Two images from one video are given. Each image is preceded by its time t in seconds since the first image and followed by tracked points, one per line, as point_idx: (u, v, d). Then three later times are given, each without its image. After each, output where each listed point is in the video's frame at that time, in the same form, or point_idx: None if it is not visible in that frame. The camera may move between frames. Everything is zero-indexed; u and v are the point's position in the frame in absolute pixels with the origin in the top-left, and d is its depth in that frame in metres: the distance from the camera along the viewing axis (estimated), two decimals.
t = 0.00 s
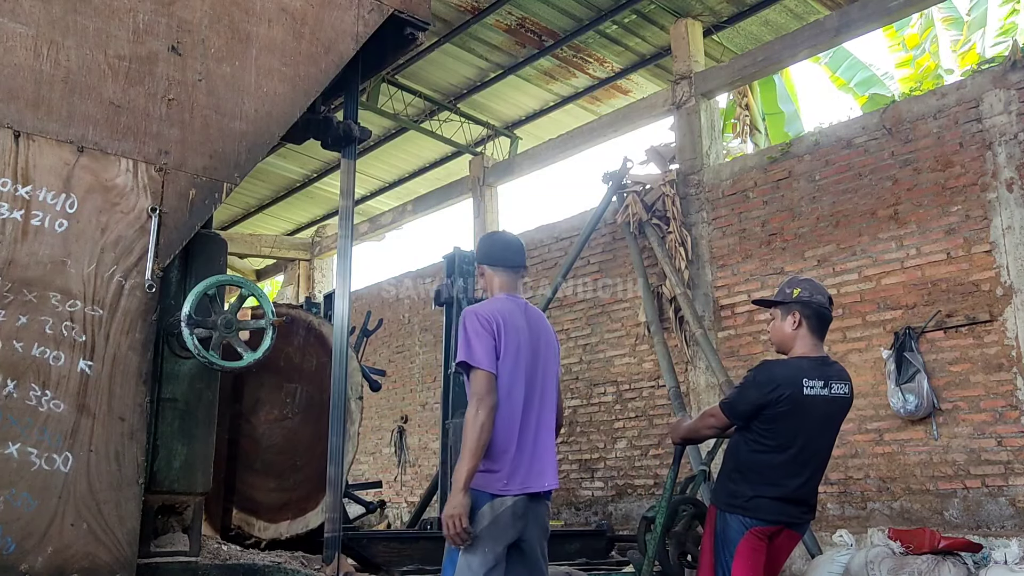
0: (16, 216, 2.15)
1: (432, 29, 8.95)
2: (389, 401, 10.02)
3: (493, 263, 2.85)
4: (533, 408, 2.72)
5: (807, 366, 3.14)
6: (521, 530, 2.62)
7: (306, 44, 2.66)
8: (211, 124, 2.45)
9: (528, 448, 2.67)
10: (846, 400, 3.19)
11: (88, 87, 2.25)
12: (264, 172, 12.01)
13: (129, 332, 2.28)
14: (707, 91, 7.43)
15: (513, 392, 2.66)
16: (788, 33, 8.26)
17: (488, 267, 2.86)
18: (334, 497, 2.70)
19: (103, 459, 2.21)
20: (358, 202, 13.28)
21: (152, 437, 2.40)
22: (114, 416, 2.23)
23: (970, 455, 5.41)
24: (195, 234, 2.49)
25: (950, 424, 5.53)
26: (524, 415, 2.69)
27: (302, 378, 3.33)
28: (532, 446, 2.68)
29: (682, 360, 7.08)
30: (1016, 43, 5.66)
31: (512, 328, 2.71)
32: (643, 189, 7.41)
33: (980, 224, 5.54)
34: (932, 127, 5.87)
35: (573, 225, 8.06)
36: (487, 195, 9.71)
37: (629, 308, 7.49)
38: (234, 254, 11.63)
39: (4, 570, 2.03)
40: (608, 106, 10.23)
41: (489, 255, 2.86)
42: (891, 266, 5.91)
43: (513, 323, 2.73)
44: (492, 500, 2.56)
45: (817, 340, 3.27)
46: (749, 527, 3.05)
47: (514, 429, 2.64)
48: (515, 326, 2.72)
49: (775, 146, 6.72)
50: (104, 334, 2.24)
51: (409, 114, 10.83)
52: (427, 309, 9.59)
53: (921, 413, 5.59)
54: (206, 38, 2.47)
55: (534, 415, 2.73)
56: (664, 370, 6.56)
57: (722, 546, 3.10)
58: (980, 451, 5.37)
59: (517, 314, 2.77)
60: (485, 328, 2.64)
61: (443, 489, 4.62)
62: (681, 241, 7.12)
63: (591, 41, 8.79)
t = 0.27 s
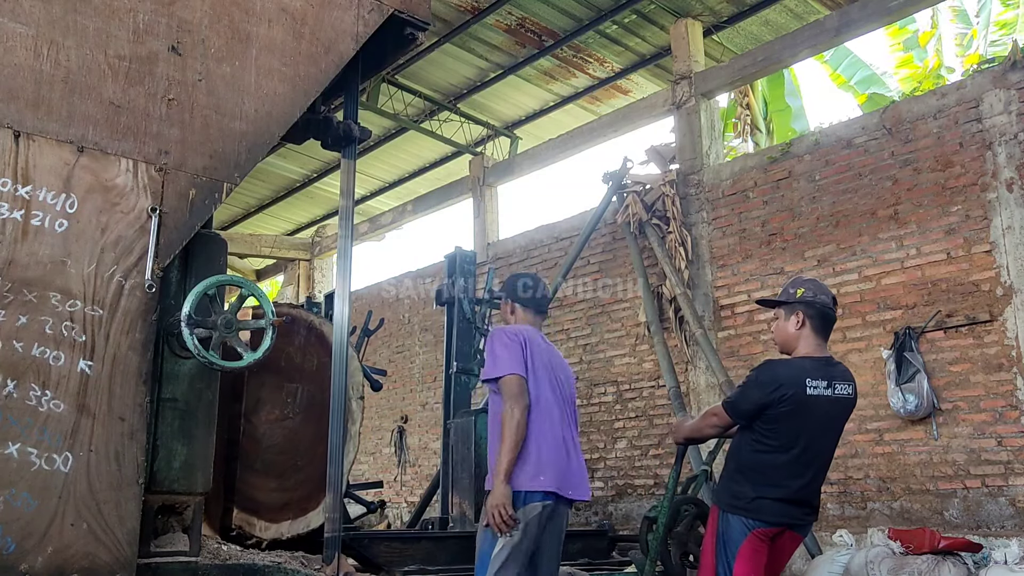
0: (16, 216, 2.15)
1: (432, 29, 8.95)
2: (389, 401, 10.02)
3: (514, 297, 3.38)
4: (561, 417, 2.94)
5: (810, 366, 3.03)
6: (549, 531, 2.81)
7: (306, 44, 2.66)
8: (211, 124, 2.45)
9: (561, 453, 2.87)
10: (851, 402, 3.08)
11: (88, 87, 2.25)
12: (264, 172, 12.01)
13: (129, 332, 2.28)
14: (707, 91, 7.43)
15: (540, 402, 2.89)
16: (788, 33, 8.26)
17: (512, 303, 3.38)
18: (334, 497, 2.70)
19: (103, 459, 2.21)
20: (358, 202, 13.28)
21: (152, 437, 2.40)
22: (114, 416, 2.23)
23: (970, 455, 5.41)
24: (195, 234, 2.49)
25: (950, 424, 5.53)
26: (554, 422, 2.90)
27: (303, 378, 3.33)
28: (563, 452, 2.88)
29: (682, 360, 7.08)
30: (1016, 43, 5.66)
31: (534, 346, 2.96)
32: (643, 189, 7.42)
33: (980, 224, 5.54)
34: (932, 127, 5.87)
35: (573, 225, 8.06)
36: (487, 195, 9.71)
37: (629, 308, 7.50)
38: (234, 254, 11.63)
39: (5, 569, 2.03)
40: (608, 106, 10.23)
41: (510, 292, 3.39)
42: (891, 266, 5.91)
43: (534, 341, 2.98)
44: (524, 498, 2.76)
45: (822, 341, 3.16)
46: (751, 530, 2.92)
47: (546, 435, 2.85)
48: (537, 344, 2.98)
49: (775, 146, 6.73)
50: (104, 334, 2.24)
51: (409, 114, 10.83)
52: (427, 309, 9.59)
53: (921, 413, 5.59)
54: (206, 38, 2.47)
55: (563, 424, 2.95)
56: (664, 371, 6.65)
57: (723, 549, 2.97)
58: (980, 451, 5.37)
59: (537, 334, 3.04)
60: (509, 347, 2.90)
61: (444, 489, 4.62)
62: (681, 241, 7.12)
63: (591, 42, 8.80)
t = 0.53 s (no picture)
0: (16, 216, 2.15)
1: (432, 29, 8.95)
2: (389, 401, 10.02)
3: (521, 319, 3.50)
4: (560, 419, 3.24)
5: (814, 365, 3.04)
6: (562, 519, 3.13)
7: (306, 44, 2.66)
8: (211, 124, 2.45)
9: (564, 450, 3.17)
10: (854, 402, 3.09)
11: (88, 87, 2.25)
12: (264, 172, 12.01)
13: (129, 332, 2.28)
14: (707, 91, 7.43)
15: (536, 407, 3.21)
16: (788, 33, 8.26)
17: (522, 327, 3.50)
18: (333, 496, 2.71)
19: (103, 459, 2.21)
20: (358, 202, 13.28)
21: (152, 436, 2.40)
22: (114, 416, 2.23)
23: (970, 455, 5.41)
24: (195, 234, 2.49)
25: (950, 424, 5.53)
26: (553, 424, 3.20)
27: (304, 378, 3.33)
28: (565, 450, 3.18)
29: (682, 360, 7.08)
30: (1016, 42, 5.66)
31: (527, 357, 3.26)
32: (643, 189, 7.42)
33: (980, 224, 5.54)
34: (931, 127, 5.87)
35: (573, 225, 8.06)
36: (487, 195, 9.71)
37: (629, 308, 7.50)
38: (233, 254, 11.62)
39: (5, 569, 2.03)
40: (608, 106, 10.23)
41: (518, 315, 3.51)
42: (891, 266, 5.91)
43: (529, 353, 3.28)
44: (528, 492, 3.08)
45: (826, 340, 3.17)
46: (754, 531, 2.92)
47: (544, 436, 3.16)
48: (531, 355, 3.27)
49: (775, 146, 6.73)
50: (104, 334, 2.24)
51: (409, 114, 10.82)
52: (427, 309, 9.59)
53: (921, 413, 5.59)
54: (206, 38, 2.47)
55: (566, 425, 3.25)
56: (664, 370, 6.61)
57: (724, 551, 2.96)
58: (980, 451, 5.37)
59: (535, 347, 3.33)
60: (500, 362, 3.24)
61: (445, 489, 4.61)
62: (681, 241, 7.12)
63: (591, 42, 8.80)
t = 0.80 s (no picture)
0: (16, 216, 2.15)
1: (432, 29, 8.95)
2: (389, 401, 10.02)
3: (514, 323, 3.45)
4: (568, 422, 3.16)
5: (819, 366, 3.03)
6: (580, 524, 3.07)
7: (306, 44, 2.67)
8: (211, 124, 2.45)
9: (574, 453, 3.10)
10: (859, 403, 3.07)
11: (88, 86, 2.25)
12: (264, 172, 12.01)
13: (129, 332, 2.28)
14: (707, 91, 7.43)
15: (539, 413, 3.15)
16: (788, 33, 8.26)
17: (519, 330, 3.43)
18: (334, 496, 2.71)
19: (103, 459, 2.21)
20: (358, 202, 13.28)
21: (152, 436, 2.40)
22: (114, 416, 2.23)
23: (970, 455, 5.41)
24: (195, 234, 2.49)
25: (950, 424, 5.53)
26: (559, 428, 3.13)
27: (305, 377, 3.34)
28: (575, 453, 3.11)
29: (682, 360, 7.08)
30: (1016, 42, 5.66)
31: (523, 363, 3.22)
32: (643, 189, 7.42)
33: (980, 224, 5.54)
34: (931, 127, 5.87)
35: (573, 225, 8.06)
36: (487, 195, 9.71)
37: (629, 308, 7.50)
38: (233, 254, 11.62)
39: (4, 569, 2.03)
40: (608, 106, 10.23)
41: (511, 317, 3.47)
42: (891, 266, 5.91)
43: (524, 359, 3.24)
44: (539, 499, 3.03)
45: (830, 341, 3.15)
46: (757, 533, 2.91)
47: (550, 441, 3.10)
48: (527, 361, 3.23)
49: (775, 146, 6.73)
50: (104, 334, 2.24)
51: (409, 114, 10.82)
52: (427, 309, 9.59)
53: (921, 413, 5.59)
54: (206, 38, 2.47)
55: (575, 427, 3.17)
56: (664, 370, 6.60)
57: (727, 552, 2.95)
58: (980, 451, 5.37)
59: (532, 352, 3.28)
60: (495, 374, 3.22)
61: (447, 489, 4.61)
62: (681, 241, 7.12)
63: (591, 42, 8.80)
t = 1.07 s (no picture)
0: (16, 216, 2.15)
1: (432, 29, 8.95)
2: (389, 400, 10.02)
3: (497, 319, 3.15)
4: (582, 424, 2.88)
5: (825, 368, 3.02)
6: (603, 532, 2.80)
7: (306, 44, 2.66)
8: (211, 124, 2.45)
9: (592, 457, 2.83)
10: (864, 405, 3.07)
11: (88, 87, 2.25)
12: (264, 172, 12.01)
13: (129, 332, 2.28)
14: (707, 91, 7.43)
15: (547, 421, 2.87)
16: (788, 32, 8.26)
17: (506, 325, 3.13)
18: (334, 497, 2.71)
19: (103, 459, 2.21)
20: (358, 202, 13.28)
21: (152, 436, 2.40)
22: (114, 416, 2.23)
23: (970, 455, 5.41)
24: (195, 234, 2.49)
25: (950, 424, 5.53)
26: (573, 433, 2.85)
27: (307, 377, 3.34)
28: (594, 455, 2.84)
29: (682, 360, 7.08)
30: (1016, 42, 5.66)
31: (521, 368, 2.92)
32: (643, 189, 7.42)
33: (980, 224, 5.54)
34: (932, 127, 5.87)
35: (573, 225, 8.06)
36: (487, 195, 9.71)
37: (629, 308, 7.50)
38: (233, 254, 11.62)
39: (4, 569, 2.03)
40: (608, 106, 10.23)
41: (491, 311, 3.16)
42: (891, 266, 5.91)
43: (521, 362, 2.94)
44: (560, 510, 2.76)
45: (837, 342, 3.14)
46: (763, 535, 2.90)
47: (565, 448, 2.82)
48: (526, 362, 2.93)
49: (775, 146, 6.73)
50: (104, 334, 2.24)
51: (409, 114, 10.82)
52: (427, 309, 9.59)
53: (921, 413, 5.59)
54: (206, 38, 2.47)
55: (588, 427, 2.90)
56: (664, 370, 6.59)
57: (731, 554, 2.96)
58: (980, 451, 5.37)
59: (527, 353, 2.98)
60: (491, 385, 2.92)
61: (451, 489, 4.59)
62: (681, 241, 7.12)
63: (591, 41, 8.80)
